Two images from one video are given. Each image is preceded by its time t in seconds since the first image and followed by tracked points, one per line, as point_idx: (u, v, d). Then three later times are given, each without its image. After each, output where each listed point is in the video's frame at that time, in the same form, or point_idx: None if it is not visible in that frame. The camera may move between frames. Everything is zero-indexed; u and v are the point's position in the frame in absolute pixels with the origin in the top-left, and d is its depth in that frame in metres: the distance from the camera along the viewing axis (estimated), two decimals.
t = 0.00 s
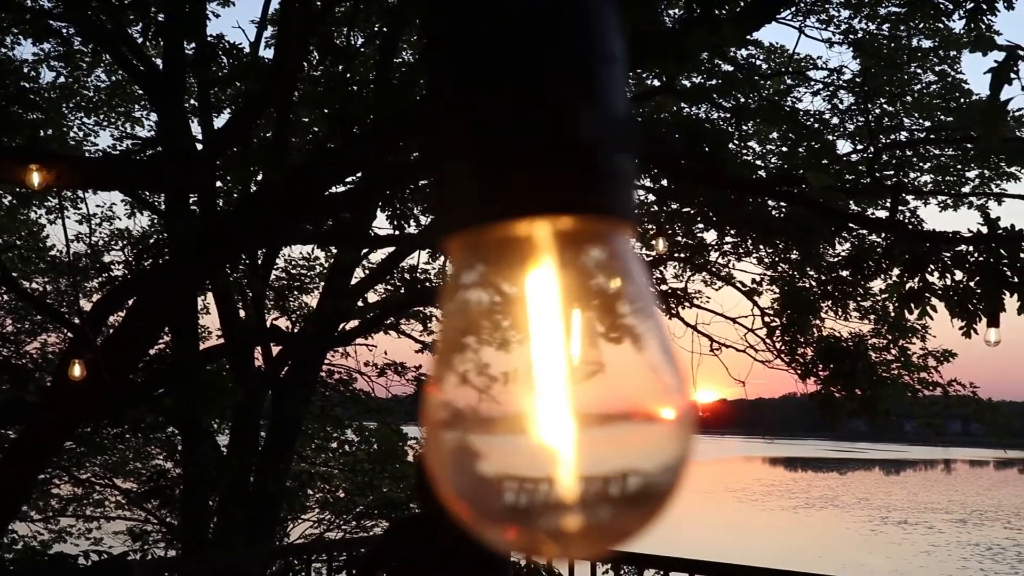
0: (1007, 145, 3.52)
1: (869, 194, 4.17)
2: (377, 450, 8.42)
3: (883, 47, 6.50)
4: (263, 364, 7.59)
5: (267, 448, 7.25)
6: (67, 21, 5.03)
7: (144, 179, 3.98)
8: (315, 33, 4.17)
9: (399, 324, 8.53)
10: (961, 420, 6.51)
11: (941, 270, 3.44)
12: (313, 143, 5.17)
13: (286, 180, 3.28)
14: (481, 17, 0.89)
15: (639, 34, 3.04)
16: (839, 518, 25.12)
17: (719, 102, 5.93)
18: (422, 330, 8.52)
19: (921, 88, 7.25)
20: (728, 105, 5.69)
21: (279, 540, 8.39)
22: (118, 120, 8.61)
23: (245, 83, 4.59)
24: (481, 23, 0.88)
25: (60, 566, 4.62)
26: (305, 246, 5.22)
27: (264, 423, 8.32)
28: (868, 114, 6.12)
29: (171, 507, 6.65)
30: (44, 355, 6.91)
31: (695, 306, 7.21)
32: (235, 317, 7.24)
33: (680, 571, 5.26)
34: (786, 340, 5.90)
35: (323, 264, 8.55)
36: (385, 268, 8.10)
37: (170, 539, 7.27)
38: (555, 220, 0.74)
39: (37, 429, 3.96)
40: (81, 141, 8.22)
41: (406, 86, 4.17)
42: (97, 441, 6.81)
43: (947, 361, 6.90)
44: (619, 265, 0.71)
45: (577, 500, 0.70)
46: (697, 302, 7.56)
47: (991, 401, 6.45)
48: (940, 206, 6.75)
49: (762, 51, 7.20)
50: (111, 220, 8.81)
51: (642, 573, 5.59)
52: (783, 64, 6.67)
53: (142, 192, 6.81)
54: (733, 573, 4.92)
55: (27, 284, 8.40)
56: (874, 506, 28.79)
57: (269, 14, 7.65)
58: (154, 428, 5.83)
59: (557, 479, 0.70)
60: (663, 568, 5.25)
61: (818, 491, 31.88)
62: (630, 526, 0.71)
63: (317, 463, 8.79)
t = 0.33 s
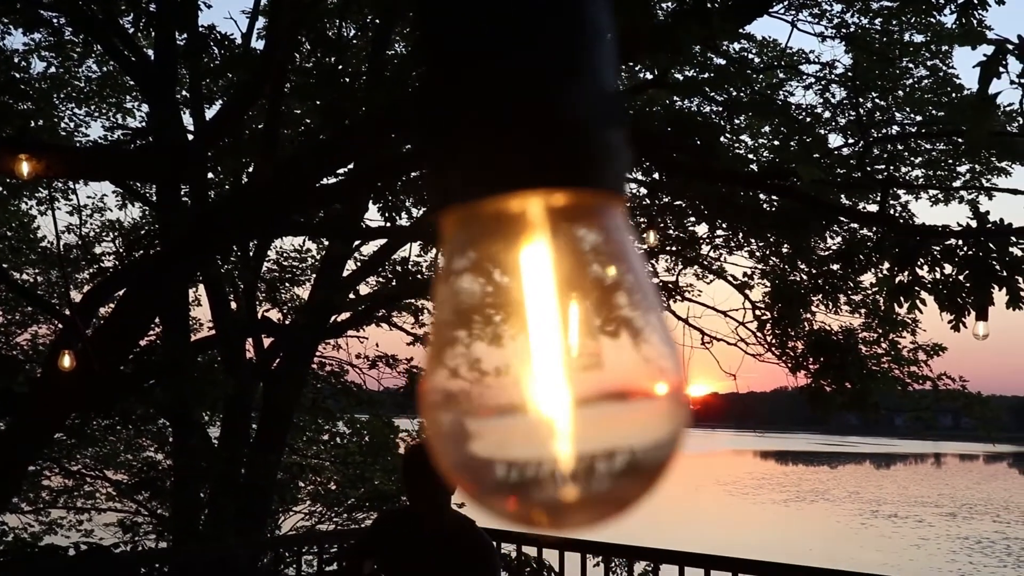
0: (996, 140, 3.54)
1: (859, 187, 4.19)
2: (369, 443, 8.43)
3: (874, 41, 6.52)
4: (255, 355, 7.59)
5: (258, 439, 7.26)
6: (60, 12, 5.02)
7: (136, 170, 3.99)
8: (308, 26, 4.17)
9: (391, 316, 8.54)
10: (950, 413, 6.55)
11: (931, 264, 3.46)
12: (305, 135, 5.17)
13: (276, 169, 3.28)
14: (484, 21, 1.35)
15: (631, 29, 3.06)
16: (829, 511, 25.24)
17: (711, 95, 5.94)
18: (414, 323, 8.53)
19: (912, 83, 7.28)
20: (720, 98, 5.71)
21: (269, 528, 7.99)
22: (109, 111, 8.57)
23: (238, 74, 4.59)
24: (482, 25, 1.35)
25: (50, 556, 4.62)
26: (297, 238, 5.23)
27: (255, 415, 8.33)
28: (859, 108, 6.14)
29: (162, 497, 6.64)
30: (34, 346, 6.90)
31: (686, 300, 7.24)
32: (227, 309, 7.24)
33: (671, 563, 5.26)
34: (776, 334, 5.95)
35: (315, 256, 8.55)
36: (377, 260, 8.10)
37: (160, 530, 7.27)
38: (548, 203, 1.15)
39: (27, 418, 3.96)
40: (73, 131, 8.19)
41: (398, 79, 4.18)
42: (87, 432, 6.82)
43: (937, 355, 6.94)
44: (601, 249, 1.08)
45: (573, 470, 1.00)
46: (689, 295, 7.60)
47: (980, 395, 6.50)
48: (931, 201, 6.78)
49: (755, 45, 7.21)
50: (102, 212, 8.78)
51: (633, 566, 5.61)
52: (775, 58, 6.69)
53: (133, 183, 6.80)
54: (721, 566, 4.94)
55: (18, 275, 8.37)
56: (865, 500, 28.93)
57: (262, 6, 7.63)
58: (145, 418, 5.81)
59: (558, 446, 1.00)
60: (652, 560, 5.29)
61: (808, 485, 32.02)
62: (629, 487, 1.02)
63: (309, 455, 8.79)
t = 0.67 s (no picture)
0: (984, 132, 3.57)
1: (850, 180, 4.21)
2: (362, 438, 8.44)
3: (866, 34, 6.53)
4: (247, 351, 7.59)
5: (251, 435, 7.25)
6: (49, 7, 4.99)
7: (126, 164, 3.97)
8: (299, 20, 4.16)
9: (384, 311, 8.54)
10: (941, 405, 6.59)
11: (923, 255, 3.46)
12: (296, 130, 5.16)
13: (267, 162, 3.27)
14: (480, 17, 1.14)
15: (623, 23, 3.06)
16: (822, 504, 25.36)
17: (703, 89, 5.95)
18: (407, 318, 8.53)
19: (904, 75, 7.29)
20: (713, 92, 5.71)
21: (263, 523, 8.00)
22: (101, 107, 8.54)
23: (229, 69, 4.58)
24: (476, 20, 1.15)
25: (45, 552, 4.62)
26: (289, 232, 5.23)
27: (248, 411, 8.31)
28: (850, 100, 6.16)
29: (156, 493, 6.65)
30: (26, 342, 6.89)
31: (679, 293, 7.26)
32: (219, 304, 7.23)
33: (664, 555, 5.30)
34: (768, 326, 5.99)
35: (308, 251, 8.54)
36: (370, 254, 8.10)
37: (154, 526, 7.27)
38: (520, 179, 1.04)
39: (20, 415, 3.96)
40: (64, 128, 8.16)
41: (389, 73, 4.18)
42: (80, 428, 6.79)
43: (928, 347, 6.98)
44: (577, 228, 0.98)
45: (540, 439, 0.95)
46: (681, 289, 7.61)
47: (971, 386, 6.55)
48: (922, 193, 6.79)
49: (747, 38, 7.21)
50: (94, 208, 8.76)
51: (626, 559, 5.64)
52: (767, 51, 6.69)
53: (124, 179, 6.77)
54: (715, 558, 4.97)
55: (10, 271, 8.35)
56: (857, 492, 29.09)
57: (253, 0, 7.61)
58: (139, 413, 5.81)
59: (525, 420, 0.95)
60: (648, 552, 5.32)
61: (802, 477, 32.17)
62: (596, 455, 0.97)
63: (302, 450, 8.81)
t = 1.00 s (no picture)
0: (973, 121, 3.59)
1: (841, 171, 4.22)
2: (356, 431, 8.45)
3: (857, 24, 6.52)
4: (239, 343, 7.57)
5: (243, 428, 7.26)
6: None
7: (115, 157, 3.97)
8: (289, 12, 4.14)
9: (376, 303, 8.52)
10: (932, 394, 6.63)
11: (913, 244, 3.47)
12: (286, 122, 5.14)
13: (257, 155, 3.27)
14: None
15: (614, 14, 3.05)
16: (815, 494, 25.49)
17: (694, 80, 5.95)
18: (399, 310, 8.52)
19: (895, 66, 7.29)
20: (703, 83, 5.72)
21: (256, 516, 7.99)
22: (91, 99, 8.49)
23: (219, 61, 4.56)
24: None
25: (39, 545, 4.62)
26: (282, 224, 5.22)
27: (240, 404, 8.32)
28: (841, 91, 6.16)
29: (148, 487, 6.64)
30: (17, 337, 6.86)
31: (671, 284, 7.28)
32: (211, 297, 7.21)
33: (656, 545, 5.34)
34: (759, 316, 6.02)
35: (299, 244, 8.52)
36: (362, 247, 8.08)
37: (148, 519, 7.27)
38: (490, 150, 1.00)
39: (11, 409, 3.94)
40: (54, 121, 8.10)
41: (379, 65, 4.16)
42: (72, 421, 6.81)
43: (919, 337, 7.01)
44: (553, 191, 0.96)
45: (510, 408, 0.92)
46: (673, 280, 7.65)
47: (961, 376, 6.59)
48: (913, 183, 6.80)
49: (738, 30, 7.21)
50: (85, 201, 8.71)
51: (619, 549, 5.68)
52: (758, 42, 6.69)
53: (115, 172, 6.73)
54: (707, 548, 5.00)
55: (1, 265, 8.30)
56: (849, 483, 29.23)
57: None
58: (132, 407, 5.80)
59: (497, 388, 0.92)
60: (639, 542, 5.37)
61: (794, 468, 32.36)
62: (569, 424, 0.95)
63: (295, 443, 8.81)
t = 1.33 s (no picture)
0: (963, 117, 3.60)
1: (832, 167, 4.23)
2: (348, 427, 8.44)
3: (849, 20, 6.53)
4: (231, 340, 7.55)
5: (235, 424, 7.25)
6: None
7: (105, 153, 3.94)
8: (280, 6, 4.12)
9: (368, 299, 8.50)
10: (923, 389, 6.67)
11: (904, 240, 3.49)
12: (278, 118, 5.12)
13: (247, 151, 3.25)
14: None
15: (606, 10, 3.04)
16: (806, 490, 25.57)
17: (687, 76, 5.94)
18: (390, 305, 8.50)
19: (886, 62, 7.31)
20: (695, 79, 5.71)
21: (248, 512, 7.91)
22: (82, 95, 8.44)
23: (209, 56, 4.54)
24: None
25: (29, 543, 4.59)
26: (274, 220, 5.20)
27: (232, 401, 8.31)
28: (832, 87, 6.17)
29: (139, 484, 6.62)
30: (7, 334, 6.82)
31: (663, 280, 7.30)
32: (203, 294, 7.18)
33: (649, 541, 5.36)
34: (751, 312, 6.03)
35: (291, 240, 8.50)
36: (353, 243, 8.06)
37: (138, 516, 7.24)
38: (470, 125, 0.95)
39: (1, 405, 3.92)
40: (45, 116, 8.06)
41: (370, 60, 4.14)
42: (63, 418, 6.78)
43: (909, 332, 7.04)
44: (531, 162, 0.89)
45: (488, 383, 0.87)
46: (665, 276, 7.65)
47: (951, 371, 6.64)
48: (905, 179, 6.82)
49: (730, 25, 7.20)
50: (76, 197, 8.67)
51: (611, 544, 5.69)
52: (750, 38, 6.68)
53: (106, 168, 6.70)
54: (699, 543, 5.01)
55: None
56: (841, 478, 29.35)
57: None
58: (123, 404, 5.78)
59: (475, 363, 0.86)
60: (631, 537, 5.39)
61: (786, 463, 32.47)
62: (549, 399, 0.88)
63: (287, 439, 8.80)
